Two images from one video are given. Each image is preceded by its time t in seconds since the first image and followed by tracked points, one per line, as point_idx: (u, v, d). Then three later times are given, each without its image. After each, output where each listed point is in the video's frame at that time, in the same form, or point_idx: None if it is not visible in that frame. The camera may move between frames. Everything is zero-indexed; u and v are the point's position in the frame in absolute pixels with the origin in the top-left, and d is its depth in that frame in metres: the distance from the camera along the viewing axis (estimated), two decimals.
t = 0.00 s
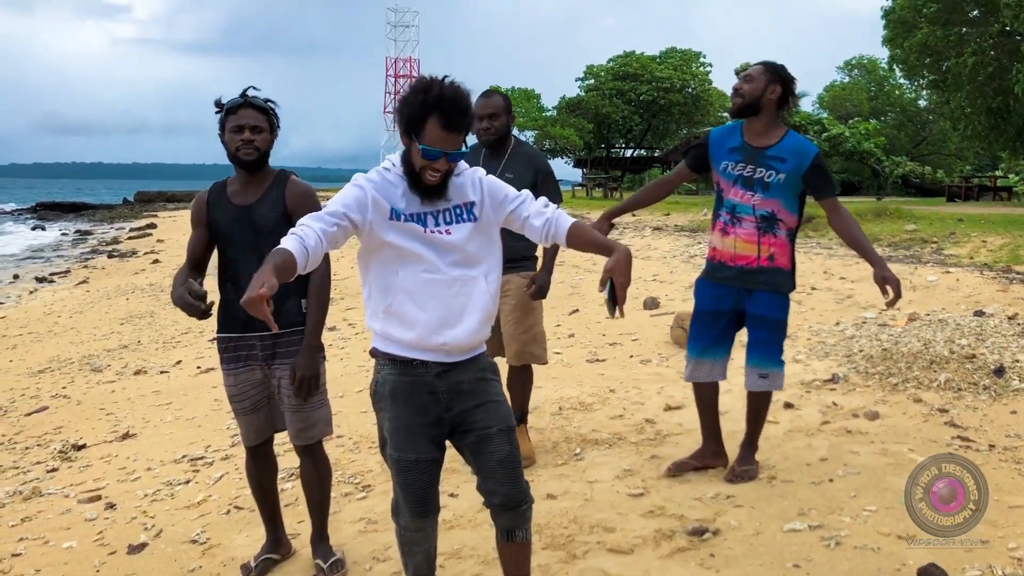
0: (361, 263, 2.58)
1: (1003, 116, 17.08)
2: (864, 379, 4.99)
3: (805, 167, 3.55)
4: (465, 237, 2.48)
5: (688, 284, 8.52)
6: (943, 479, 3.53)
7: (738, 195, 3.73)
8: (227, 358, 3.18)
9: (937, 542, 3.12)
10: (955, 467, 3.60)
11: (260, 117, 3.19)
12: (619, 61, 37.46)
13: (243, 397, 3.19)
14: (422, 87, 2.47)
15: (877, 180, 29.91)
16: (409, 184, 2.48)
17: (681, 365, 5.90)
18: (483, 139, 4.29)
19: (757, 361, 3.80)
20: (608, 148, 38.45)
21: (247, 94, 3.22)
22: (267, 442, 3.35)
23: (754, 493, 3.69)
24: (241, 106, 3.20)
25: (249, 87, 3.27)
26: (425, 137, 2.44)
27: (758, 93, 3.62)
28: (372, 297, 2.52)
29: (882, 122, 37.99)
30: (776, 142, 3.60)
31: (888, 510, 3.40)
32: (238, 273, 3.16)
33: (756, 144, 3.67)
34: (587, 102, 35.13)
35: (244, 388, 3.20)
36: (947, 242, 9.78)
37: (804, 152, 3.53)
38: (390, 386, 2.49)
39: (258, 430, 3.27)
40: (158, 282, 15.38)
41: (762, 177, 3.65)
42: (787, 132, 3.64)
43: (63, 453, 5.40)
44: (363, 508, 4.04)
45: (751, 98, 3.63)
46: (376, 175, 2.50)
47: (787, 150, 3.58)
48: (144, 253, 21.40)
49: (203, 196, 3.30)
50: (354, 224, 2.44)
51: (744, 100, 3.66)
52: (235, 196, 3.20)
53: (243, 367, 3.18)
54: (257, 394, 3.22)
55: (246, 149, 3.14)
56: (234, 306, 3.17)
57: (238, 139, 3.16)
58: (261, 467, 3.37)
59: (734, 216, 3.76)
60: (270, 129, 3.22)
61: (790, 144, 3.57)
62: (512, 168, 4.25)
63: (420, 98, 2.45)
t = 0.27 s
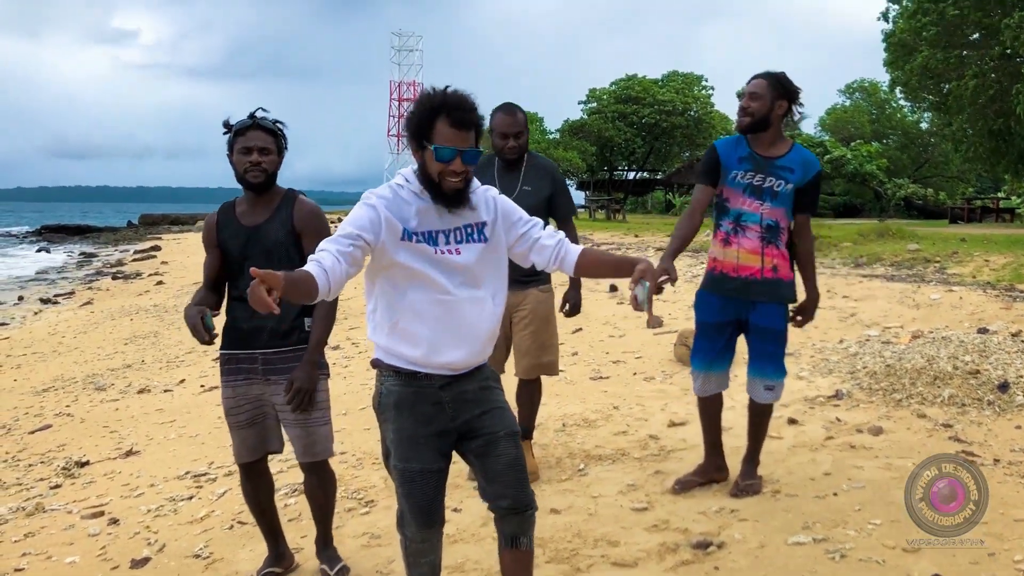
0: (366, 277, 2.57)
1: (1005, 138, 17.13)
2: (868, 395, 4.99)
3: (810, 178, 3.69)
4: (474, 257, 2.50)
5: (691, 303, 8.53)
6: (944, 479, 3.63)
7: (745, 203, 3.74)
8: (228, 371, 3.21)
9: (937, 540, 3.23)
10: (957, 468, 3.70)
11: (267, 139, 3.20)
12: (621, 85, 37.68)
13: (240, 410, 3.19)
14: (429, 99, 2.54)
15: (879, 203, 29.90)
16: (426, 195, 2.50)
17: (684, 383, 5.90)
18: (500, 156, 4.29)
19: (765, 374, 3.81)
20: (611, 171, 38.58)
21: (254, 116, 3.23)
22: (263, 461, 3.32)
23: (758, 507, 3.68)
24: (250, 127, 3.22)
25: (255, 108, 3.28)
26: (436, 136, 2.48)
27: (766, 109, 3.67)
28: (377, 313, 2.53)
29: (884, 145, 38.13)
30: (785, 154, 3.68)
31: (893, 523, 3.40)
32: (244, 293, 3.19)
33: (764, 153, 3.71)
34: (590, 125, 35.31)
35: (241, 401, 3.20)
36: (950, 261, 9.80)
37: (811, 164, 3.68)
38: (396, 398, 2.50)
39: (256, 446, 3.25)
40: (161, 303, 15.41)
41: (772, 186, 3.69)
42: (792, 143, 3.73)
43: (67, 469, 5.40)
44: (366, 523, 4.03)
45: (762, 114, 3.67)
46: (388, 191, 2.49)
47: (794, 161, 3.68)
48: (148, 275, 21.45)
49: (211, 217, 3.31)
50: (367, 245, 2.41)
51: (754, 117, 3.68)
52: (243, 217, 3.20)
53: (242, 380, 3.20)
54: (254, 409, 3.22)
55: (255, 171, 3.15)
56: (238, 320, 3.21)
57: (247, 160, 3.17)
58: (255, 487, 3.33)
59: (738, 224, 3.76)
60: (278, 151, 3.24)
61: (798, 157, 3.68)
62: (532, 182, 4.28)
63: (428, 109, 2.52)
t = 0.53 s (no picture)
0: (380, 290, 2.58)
1: (1006, 162, 17.17)
2: (872, 413, 4.98)
3: (800, 198, 3.81)
4: (489, 277, 2.52)
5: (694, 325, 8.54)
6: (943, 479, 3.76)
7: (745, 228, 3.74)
8: (246, 382, 3.23)
9: (937, 540, 3.34)
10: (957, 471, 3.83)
11: (292, 153, 3.30)
12: (624, 110, 37.90)
13: (255, 422, 3.21)
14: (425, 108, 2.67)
15: (882, 228, 29.69)
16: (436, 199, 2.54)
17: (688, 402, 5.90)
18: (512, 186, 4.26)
19: (763, 394, 3.77)
20: (613, 196, 38.72)
21: (281, 129, 3.33)
22: (276, 474, 3.33)
23: (762, 522, 3.68)
24: (275, 140, 3.31)
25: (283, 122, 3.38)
26: (432, 132, 2.60)
27: (760, 135, 3.71)
28: (388, 325, 2.55)
29: (886, 170, 38.25)
30: (778, 176, 3.76)
31: (898, 538, 3.39)
32: (261, 306, 3.21)
33: (761, 177, 3.75)
34: (593, 151, 35.49)
35: (256, 413, 3.22)
36: (953, 283, 9.81)
37: (801, 185, 3.80)
38: (402, 411, 2.51)
39: (269, 457, 3.25)
40: (165, 326, 15.44)
41: (771, 209, 3.74)
42: (781, 165, 3.81)
43: (70, 488, 5.41)
44: (369, 540, 4.03)
45: (758, 140, 3.70)
46: (406, 210, 2.52)
47: (788, 182, 3.77)
48: (152, 300, 21.52)
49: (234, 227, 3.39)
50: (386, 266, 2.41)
51: (749, 143, 3.71)
52: (264, 228, 3.27)
53: (259, 391, 3.22)
54: (269, 421, 3.24)
55: (277, 182, 3.23)
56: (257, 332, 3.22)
57: (270, 172, 3.26)
58: (266, 500, 3.34)
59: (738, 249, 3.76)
60: (301, 164, 3.32)
61: (790, 177, 3.77)
62: (540, 207, 4.31)
63: (424, 116, 2.64)
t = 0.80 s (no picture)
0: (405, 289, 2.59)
1: (1008, 185, 17.20)
2: (877, 430, 4.97)
3: (784, 207, 3.84)
4: (513, 279, 2.52)
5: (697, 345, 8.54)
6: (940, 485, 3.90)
7: (731, 236, 3.79)
8: (276, 389, 3.33)
9: (939, 541, 3.46)
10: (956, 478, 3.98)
11: (333, 162, 3.45)
12: (627, 134, 38.09)
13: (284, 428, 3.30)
14: (451, 109, 2.70)
15: (886, 251, 29.22)
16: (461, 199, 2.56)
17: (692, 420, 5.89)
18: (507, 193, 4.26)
19: (762, 401, 3.82)
20: (616, 220, 38.81)
21: (325, 137, 3.48)
22: (293, 484, 3.38)
23: (767, 537, 3.67)
24: (317, 148, 3.45)
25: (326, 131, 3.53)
26: (458, 131, 2.63)
27: (745, 142, 3.77)
28: (412, 325, 2.55)
29: (888, 194, 38.33)
30: (761, 184, 3.81)
31: (905, 552, 3.38)
32: (295, 305, 3.32)
33: (742, 186, 3.80)
34: (595, 175, 35.62)
35: (284, 421, 3.31)
36: (956, 303, 9.80)
37: (785, 192, 3.84)
38: (421, 416, 2.51)
39: (293, 465, 3.33)
40: (169, 348, 15.46)
41: (755, 217, 3.78)
42: (762, 174, 3.86)
43: (73, 506, 5.40)
44: (373, 556, 4.02)
45: (746, 147, 3.74)
46: (431, 209, 2.54)
47: (770, 190, 3.82)
48: (156, 322, 21.56)
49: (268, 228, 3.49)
50: (411, 264, 2.43)
51: (735, 150, 3.76)
52: (300, 231, 3.39)
53: (288, 399, 3.32)
54: (295, 429, 3.33)
55: (320, 187, 3.37)
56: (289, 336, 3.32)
57: (313, 177, 3.39)
58: (281, 509, 3.38)
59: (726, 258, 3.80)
60: (343, 174, 3.46)
61: (773, 185, 3.82)
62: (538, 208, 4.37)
63: (450, 117, 2.68)
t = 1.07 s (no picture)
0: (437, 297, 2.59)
1: (1010, 204, 17.19)
2: (882, 444, 4.95)
3: (762, 215, 3.83)
4: (546, 290, 2.51)
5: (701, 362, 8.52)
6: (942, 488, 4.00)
7: (706, 246, 3.85)
8: (298, 399, 3.36)
9: (938, 541, 3.57)
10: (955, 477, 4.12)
11: (363, 177, 3.48)
12: (629, 155, 38.21)
13: (302, 439, 3.32)
14: (487, 115, 2.71)
15: (887, 271, 29.52)
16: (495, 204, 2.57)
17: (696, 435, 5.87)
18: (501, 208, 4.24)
19: (750, 414, 3.78)
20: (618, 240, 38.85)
21: (355, 152, 3.52)
22: (302, 496, 3.38)
23: (773, 550, 3.65)
24: (348, 163, 3.49)
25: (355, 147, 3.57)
26: (493, 137, 2.64)
27: (717, 157, 3.82)
28: (444, 333, 2.54)
29: (890, 214, 38.35)
30: (735, 195, 3.84)
31: (911, 564, 3.37)
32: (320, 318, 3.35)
33: (715, 198, 3.85)
34: (597, 195, 35.71)
35: (303, 431, 3.33)
36: (960, 320, 9.78)
37: (762, 202, 3.83)
38: (448, 429, 2.53)
39: (308, 475, 3.33)
40: (171, 367, 15.45)
41: (729, 227, 3.82)
42: (738, 185, 3.87)
43: (75, 521, 5.39)
44: (377, 570, 4.00)
45: (715, 162, 3.81)
46: (466, 215, 2.55)
47: (745, 201, 3.83)
48: (159, 342, 21.56)
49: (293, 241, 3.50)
50: (444, 272, 2.42)
51: (707, 165, 3.82)
52: (327, 245, 3.42)
53: (310, 410, 3.35)
54: (314, 439, 3.34)
55: (351, 202, 3.40)
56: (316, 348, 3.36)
57: (344, 191, 3.42)
58: (289, 520, 3.37)
59: (703, 268, 3.86)
60: (372, 190, 3.51)
61: (747, 195, 3.84)
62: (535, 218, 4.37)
63: (486, 123, 2.69)
